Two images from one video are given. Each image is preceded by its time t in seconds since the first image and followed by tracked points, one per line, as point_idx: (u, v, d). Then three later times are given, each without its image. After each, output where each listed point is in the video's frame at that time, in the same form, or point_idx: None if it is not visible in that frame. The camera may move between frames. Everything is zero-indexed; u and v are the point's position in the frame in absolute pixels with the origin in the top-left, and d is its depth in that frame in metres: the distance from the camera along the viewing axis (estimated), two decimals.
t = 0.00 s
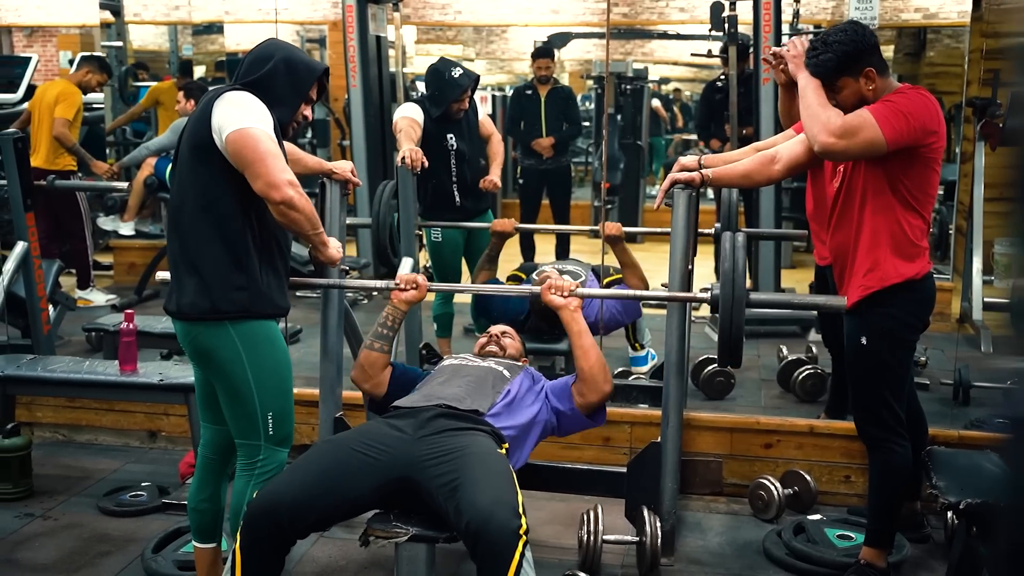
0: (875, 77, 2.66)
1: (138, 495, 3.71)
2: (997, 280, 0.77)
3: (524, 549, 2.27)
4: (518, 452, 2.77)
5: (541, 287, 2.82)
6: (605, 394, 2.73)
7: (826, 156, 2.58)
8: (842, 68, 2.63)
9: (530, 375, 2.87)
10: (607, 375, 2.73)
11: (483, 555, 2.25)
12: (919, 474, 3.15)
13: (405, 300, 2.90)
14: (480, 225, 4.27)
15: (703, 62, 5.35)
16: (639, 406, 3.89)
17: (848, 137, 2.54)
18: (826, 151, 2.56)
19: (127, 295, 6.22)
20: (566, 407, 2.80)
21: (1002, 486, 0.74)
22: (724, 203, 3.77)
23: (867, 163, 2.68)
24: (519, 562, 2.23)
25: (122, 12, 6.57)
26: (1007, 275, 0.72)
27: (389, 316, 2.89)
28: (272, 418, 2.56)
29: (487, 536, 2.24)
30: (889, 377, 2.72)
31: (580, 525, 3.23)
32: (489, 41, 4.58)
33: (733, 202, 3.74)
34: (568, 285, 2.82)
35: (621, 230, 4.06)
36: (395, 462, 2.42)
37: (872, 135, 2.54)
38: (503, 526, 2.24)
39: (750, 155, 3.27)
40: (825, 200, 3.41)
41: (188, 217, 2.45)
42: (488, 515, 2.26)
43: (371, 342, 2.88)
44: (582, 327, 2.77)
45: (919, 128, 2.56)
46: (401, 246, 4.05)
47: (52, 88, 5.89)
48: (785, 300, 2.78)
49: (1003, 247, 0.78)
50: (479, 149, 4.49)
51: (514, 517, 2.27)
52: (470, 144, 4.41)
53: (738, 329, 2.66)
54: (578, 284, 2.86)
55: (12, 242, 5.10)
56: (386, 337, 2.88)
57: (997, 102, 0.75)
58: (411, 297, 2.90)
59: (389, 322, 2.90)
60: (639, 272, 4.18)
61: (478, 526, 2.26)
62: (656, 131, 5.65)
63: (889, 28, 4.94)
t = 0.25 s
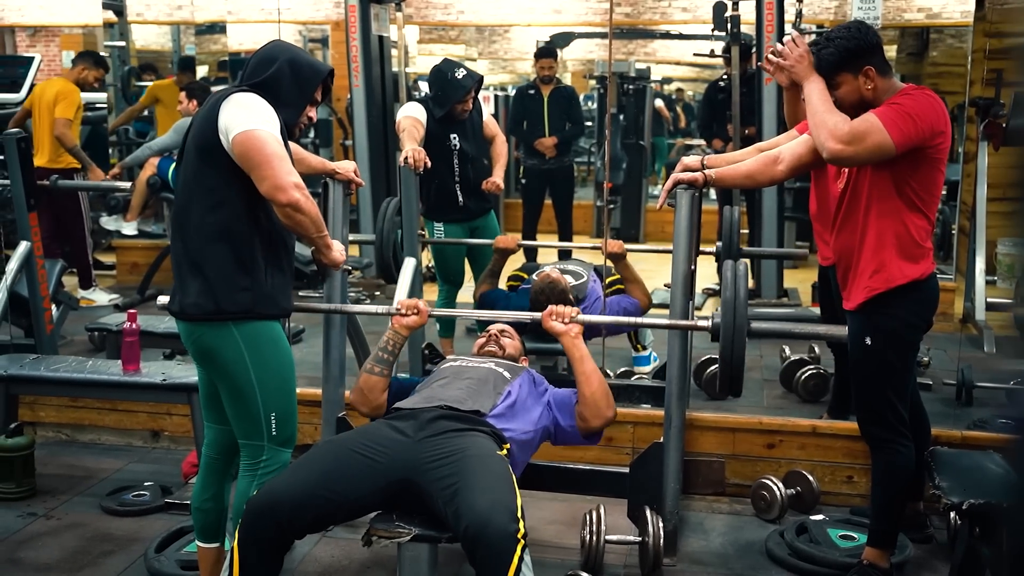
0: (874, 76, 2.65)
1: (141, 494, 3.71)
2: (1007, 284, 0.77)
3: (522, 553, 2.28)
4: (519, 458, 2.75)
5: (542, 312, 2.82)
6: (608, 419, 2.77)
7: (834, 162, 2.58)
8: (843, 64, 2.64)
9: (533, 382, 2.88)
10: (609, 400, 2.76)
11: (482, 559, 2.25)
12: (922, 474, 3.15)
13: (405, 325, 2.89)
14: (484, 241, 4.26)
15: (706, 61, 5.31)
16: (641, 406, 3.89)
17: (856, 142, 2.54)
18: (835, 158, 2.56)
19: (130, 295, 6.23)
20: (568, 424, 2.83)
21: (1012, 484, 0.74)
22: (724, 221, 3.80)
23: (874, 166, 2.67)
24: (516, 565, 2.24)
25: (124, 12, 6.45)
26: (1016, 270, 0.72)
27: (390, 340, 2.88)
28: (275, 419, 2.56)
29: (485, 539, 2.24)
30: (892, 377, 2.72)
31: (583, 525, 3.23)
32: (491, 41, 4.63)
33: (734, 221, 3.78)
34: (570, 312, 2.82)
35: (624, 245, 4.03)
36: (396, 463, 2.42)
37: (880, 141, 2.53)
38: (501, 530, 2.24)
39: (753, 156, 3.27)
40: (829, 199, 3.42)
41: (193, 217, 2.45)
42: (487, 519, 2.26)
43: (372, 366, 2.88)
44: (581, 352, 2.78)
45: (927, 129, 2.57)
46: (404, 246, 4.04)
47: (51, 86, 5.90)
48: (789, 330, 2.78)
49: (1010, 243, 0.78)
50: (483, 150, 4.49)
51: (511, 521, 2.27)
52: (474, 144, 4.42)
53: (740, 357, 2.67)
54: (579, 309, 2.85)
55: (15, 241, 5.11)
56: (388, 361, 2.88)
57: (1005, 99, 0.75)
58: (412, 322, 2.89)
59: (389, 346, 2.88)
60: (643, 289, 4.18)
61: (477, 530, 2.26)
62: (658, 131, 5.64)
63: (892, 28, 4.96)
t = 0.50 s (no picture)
0: (870, 75, 2.65)
1: (143, 494, 3.71)
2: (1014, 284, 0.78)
3: (523, 554, 2.28)
4: (517, 459, 2.78)
5: (544, 345, 2.83)
6: (607, 454, 2.79)
7: (837, 166, 2.58)
8: (841, 60, 2.64)
9: (543, 393, 2.89)
10: (609, 434, 2.79)
11: (483, 560, 2.25)
12: (924, 474, 3.15)
13: (406, 355, 2.90)
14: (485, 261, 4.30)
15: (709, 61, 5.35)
16: (643, 407, 3.89)
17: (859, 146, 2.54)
18: (838, 162, 2.56)
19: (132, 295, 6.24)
20: (568, 447, 2.84)
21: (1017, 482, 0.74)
22: (725, 246, 3.76)
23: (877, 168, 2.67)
24: (518, 565, 2.24)
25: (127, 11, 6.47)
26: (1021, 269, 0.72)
27: (391, 370, 2.88)
28: (278, 419, 2.57)
29: (487, 541, 2.25)
30: (895, 378, 2.72)
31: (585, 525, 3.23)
32: (493, 41, 4.53)
33: (736, 245, 3.75)
34: (571, 345, 2.82)
35: (623, 267, 4.19)
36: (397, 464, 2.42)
37: (882, 143, 2.54)
38: (502, 531, 2.25)
39: (756, 156, 3.27)
40: (832, 199, 3.41)
41: (197, 216, 2.46)
42: (488, 520, 2.26)
43: (373, 397, 2.85)
44: (583, 387, 2.80)
45: (931, 131, 2.58)
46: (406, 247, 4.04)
47: (48, 87, 5.81)
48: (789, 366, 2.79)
49: (1014, 244, 0.78)
50: (485, 150, 4.52)
51: (513, 522, 2.27)
52: (476, 144, 4.44)
53: (739, 395, 2.68)
54: (581, 342, 2.86)
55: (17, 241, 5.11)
56: (389, 392, 2.86)
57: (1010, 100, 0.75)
58: (413, 353, 2.90)
59: (390, 377, 2.87)
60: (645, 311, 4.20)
61: (478, 531, 2.26)
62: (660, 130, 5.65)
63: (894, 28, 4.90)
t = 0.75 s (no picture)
0: (869, 73, 2.66)
1: (146, 493, 3.72)
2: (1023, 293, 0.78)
3: (525, 553, 2.29)
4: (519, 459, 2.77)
5: (547, 331, 2.79)
6: (611, 439, 2.80)
7: (840, 170, 2.60)
8: (839, 58, 2.65)
9: (545, 390, 2.90)
10: (612, 420, 2.79)
11: (486, 560, 2.26)
12: (927, 474, 3.15)
13: (410, 340, 2.87)
14: (488, 252, 4.40)
15: (710, 61, 5.30)
16: (646, 406, 3.90)
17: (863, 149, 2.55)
18: (841, 166, 2.58)
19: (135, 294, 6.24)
20: (572, 435, 2.84)
21: None
22: (730, 236, 3.79)
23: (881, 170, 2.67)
24: (519, 564, 2.25)
25: (129, 12, 6.48)
26: None
27: (394, 354, 2.88)
28: (283, 418, 2.57)
29: (489, 540, 2.25)
30: (898, 377, 2.72)
31: (587, 524, 3.23)
32: (495, 40, 4.63)
33: (740, 234, 3.76)
34: (575, 331, 2.78)
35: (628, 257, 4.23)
36: (401, 463, 2.42)
37: (886, 146, 2.54)
38: (504, 531, 2.25)
39: (758, 155, 3.28)
40: (834, 198, 3.43)
41: (199, 216, 2.46)
42: (491, 519, 2.27)
43: (376, 381, 2.88)
44: (587, 372, 2.78)
45: (934, 131, 2.58)
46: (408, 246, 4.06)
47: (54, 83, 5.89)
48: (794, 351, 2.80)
49: None
50: (489, 150, 4.63)
51: (514, 521, 2.28)
52: (479, 145, 4.58)
53: (743, 380, 2.68)
54: (585, 327, 2.82)
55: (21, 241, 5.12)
56: (392, 376, 2.89)
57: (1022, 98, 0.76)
58: (418, 339, 2.86)
59: (394, 361, 2.89)
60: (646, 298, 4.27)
61: (481, 531, 2.26)
62: (663, 130, 5.59)
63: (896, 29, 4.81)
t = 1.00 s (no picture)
0: (870, 72, 2.66)
1: (148, 493, 3.73)
2: None
3: (531, 549, 2.28)
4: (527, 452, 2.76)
5: (552, 289, 2.81)
6: (614, 398, 2.75)
7: (858, 174, 2.59)
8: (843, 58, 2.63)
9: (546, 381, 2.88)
10: (616, 379, 2.74)
11: (491, 555, 2.25)
12: (930, 474, 3.15)
13: (415, 300, 2.88)
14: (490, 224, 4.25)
15: (712, 61, 5.30)
16: (648, 406, 3.91)
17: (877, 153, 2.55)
18: (860, 171, 2.57)
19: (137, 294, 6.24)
20: (577, 410, 2.81)
21: None
22: (735, 207, 3.81)
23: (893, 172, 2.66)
24: (525, 560, 2.24)
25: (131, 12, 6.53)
26: None
27: (400, 315, 2.89)
28: (297, 418, 2.58)
29: (494, 536, 2.25)
30: (901, 377, 2.73)
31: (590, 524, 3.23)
32: (498, 40, 4.70)
33: (744, 204, 3.78)
34: (580, 288, 2.79)
35: (632, 230, 4.02)
36: (406, 460, 2.43)
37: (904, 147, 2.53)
38: (509, 526, 2.25)
39: (760, 155, 3.28)
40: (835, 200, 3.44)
41: (212, 218, 2.46)
42: (497, 514, 2.26)
43: (382, 341, 2.89)
44: (590, 330, 2.78)
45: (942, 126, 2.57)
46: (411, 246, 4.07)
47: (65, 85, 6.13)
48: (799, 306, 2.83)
49: None
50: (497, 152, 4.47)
51: (519, 517, 2.27)
52: (487, 145, 4.41)
53: (749, 339, 2.67)
54: (590, 285, 2.82)
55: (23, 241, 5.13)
56: (398, 337, 2.89)
57: None
58: (423, 297, 2.88)
59: (399, 321, 2.89)
60: (648, 274, 4.14)
61: (486, 526, 2.26)
62: (665, 130, 5.55)
63: (898, 28, 4.87)
